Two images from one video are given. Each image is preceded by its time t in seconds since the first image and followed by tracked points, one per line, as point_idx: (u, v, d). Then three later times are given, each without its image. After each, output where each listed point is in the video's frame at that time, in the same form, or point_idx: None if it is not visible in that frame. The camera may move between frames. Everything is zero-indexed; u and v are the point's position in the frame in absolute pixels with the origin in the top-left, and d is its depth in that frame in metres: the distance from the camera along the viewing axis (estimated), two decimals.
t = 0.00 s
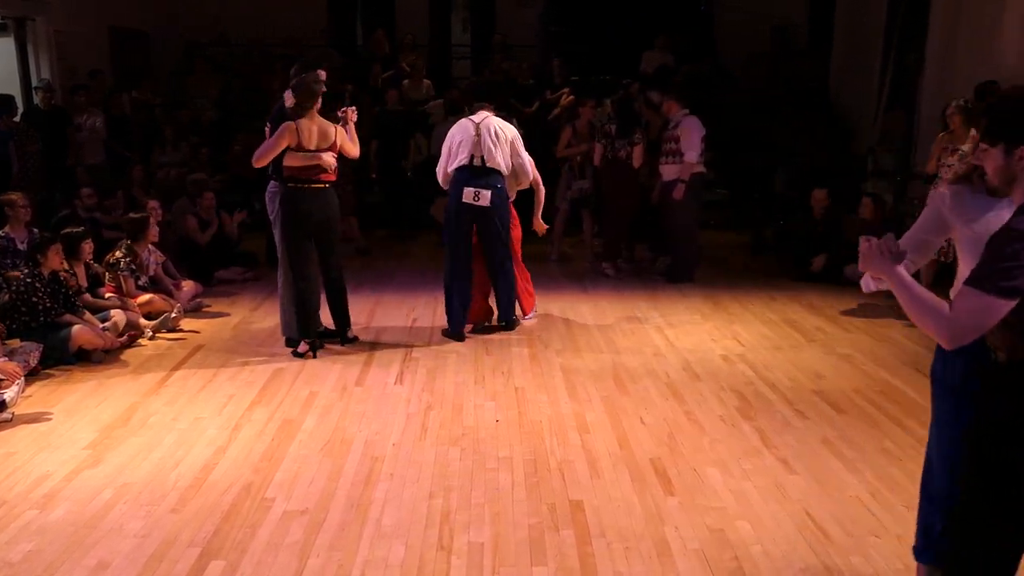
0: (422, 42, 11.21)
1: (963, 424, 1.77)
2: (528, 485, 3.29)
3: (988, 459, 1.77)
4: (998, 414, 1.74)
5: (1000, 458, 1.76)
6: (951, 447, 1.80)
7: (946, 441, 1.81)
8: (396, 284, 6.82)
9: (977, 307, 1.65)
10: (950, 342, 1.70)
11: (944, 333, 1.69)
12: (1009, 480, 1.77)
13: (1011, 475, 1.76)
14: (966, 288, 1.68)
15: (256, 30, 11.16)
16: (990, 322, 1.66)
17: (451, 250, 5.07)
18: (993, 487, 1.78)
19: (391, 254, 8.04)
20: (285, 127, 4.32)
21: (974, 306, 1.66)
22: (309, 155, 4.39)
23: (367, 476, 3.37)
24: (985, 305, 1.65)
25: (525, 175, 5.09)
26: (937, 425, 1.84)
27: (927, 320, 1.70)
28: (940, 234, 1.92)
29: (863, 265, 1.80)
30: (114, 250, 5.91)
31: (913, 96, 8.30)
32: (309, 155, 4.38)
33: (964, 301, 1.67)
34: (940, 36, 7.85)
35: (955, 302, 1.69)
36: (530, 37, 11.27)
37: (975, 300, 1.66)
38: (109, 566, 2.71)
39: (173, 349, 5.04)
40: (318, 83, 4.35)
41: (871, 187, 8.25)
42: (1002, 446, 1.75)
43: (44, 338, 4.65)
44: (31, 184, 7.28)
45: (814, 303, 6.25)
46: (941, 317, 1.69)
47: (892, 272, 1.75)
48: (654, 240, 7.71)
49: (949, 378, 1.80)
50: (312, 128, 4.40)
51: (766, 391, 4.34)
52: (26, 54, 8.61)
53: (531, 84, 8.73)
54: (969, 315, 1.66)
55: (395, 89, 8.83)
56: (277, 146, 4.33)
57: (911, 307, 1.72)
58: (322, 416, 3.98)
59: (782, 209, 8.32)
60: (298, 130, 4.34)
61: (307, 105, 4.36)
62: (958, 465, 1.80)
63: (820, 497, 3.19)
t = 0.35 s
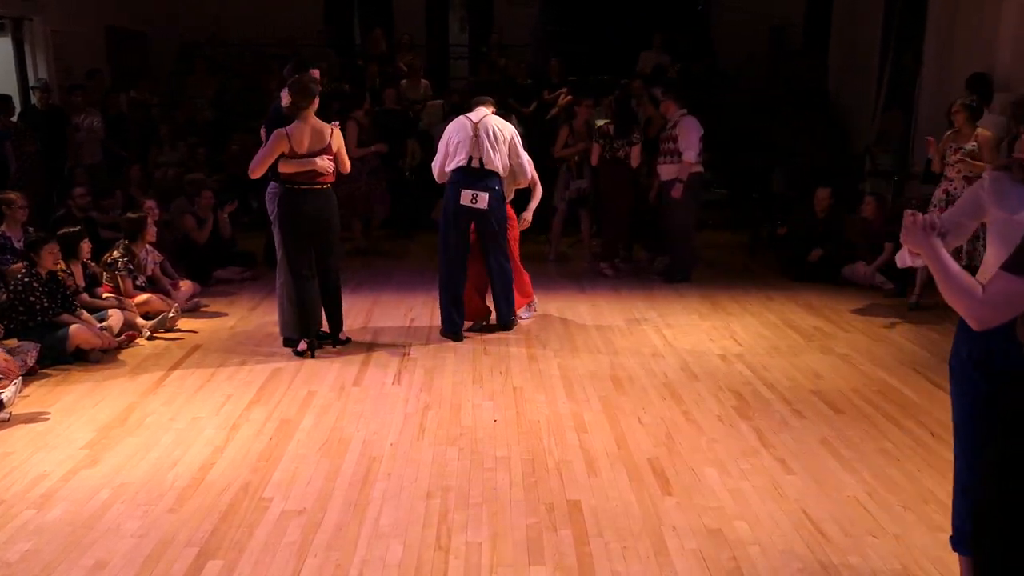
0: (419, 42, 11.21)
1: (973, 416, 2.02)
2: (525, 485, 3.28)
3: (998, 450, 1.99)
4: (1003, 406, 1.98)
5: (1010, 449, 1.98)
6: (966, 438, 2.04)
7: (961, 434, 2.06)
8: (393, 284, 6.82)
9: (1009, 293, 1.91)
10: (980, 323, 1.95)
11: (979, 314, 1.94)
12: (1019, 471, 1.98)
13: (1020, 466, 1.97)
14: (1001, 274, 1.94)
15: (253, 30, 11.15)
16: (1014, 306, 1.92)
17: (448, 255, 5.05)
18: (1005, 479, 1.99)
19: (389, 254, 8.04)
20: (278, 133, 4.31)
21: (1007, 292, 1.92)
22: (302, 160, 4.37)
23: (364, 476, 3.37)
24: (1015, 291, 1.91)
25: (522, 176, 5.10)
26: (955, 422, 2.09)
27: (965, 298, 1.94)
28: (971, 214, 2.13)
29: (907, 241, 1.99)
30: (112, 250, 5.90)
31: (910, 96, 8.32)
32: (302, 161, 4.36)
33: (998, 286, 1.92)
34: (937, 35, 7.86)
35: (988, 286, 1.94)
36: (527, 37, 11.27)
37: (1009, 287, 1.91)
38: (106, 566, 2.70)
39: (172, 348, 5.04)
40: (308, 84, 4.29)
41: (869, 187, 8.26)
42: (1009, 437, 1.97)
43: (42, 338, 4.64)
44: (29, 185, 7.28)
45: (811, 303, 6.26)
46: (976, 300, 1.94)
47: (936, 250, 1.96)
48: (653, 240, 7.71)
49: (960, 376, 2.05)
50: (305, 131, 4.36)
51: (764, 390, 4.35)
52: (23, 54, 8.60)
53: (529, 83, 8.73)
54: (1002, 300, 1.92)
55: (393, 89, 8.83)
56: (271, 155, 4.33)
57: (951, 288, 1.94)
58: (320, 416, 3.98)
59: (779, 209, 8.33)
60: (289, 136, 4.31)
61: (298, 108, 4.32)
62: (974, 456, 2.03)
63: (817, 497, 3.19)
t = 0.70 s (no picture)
0: (419, 42, 11.20)
1: (973, 417, 1.98)
2: (525, 485, 3.28)
3: (995, 453, 1.97)
4: (1005, 408, 1.95)
5: (1008, 453, 1.96)
6: (956, 440, 2.00)
7: (951, 434, 2.02)
8: (393, 284, 6.82)
9: None
10: (1004, 315, 1.91)
11: (1005, 304, 1.89)
12: (1015, 474, 1.98)
13: (1017, 469, 1.97)
14: None
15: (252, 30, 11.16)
16: None
17: (448, 254, 5.06)
18: (1001, 480, 1.99)
19: (389, 254, 8.05)
20: (275, 136, 4.32)
21: None
22: (298, 164, 4.36)
23: (364, 475, 3.37)
24: None
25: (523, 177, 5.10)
26: (944, 424, 2.06)
27: (989, 290, 1.92)
28: (988, 216, 2.15)
29: (930, 231, 1.99)
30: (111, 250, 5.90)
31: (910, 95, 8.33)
32: (297, 165, 4.35)
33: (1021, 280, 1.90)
34: (937, 35, 7.88)
35: (1014, 279, 1.92)
36: (526, 37, 11.28)
37: None
38: (106, 566, 2.70)
39: (172, 349, 5.04)
40: (312, 85, 4.29)
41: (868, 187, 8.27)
42: (1009, 441, 1.96)
43: (43, 337, 4.65)
44: (29, 185, 7.27)
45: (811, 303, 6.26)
46: (1003, 291, 1.90)
47: (960, 239, 1.96)
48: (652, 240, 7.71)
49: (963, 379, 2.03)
50: (301, 133, 4.34)
51: (763, 390, 4.35)
52: (22, 53, 8.60)
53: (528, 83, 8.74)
54: None
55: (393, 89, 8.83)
56: (269, 159, 4.34)
57: (977, 279, 1.93)
58: (319, 416, 3.97)
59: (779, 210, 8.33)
60: (286, 139, 4.32)
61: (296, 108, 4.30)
62: (967, 461, 1.99)
63: (817, 497, 3.19)
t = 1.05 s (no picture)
0: (417, 42, 11.21)
1: (972, 415, 1.98)
2: (524, 485, 3.28)
3: (995, 450, 1.97)
4: (1004, 405, 1.95)
5: (1007, 448, 1.96)
6: (955, 439, 2.00)
7: (950, 433, 2.02)
8: (390, 285, 6.81)
9: None
10: (1000, 309, 1.93)
11: (1001, 298, 1.91)
12: (1014, 469, 1.98)
13: (1016, 464, 1.98)
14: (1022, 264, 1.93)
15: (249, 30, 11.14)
16: None
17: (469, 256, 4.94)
18: (1000, 476, 1.99)
19: (387, 254, 8.05)
20: (273, 136, 4.31)
21: None
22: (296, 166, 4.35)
23: (362, 476, 3.37)
24: None
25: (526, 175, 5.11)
26: (942, 425, 2.06)
27: (986, 285, 1.93)
28: (987, 214, 2.15)
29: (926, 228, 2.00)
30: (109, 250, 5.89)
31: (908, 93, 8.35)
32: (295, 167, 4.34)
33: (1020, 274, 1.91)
34: (935, 34, 7.89)
35: (1011, 273, 1.93)
36: (524, 37, 11.29)
37: None
38: (103, 567, 2.70)
39: (169, 350, 5.03)
40: (311, 86, 4.28)
41: (866, 186, 8.27)
42: (1007, 437, 1.96)
43: (40, 338, 4.64)
44: (25, 185, 7.26)
45: (808, 302, 6.26)
46: (998, 285, 1.92)
47: (956, 234, 1.97)
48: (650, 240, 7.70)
49: (962, 379, 2.04)
50: (299, 133, 4.33)
51: (761, 390, 4.35)
52: (19, 53, 8.58)
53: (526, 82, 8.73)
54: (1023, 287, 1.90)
55: (391, 88, 8.83)
56: (266, 159, 4.33)
57: (973, 274, 1.95)
58: (317, 416, 3.97)
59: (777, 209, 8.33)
60: (283, 139, 4.31)
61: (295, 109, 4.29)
62: (966, 458, 1.99)
63: (816, 496, 3.19)
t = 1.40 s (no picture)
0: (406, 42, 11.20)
1: (960, 410, 2.00)
2: (514, 485, 3.28)
3: (982, 446, 1.98)
4: (991, 401, 1.96)
5: (994, 445, 1.98)
6: (943, 435, 2.02)
7: (939, 430, 2.03)
8: (379, 285, 6.80)
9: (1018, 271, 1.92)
10: (984, 304, 1.95)
11: (984, 293, 1.93)
12: (1003, 466, 1.99)
13: (1005, 461, 1.98)
14: (1004, 258, 1.96)
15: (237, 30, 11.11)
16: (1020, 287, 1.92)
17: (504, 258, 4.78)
18: (988, 473, 2.00)
19: (375, 255, 8.03)
20: (264, 135, 4.29)
21: (1014, 274, 1.92)
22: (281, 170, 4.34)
23: (351, 476, 3.36)
24: None
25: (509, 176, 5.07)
26: (931, 422, 2.08)
27: (973, 279, 1.95)
28: (971, 213, 2.15)
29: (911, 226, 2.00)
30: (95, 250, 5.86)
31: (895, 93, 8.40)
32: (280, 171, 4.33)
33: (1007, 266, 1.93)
34: (922, 34, 7.94)
35: (996, 268, 1.95)
36: (512, 37, 11.29)
37: (1015, 269, 1.93)
38: (91, 570, 2.68)
39: (156, 351, 5.01)
40: (314, 93, 4.27)
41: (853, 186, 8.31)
42: (994, 433, 1.97)
43: (27, 340, 4.61)
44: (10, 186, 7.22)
45: (796, 301, 6.28)
46: (983, 280, 1.94)
47: (939, 229, 1.97)
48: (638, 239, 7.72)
49: (950, 377, 2.06)
50: (291, 135, 4.31)
51: (750, 389, 4.36)
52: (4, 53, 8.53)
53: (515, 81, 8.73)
54: (1009, 281, 1.91)
55: (379, 88, 8.82)
56: (255, 157, 4.31)
57: (959, 271, 1.96)
58: (306, 417, 3.96)
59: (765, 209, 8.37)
60: (273, 141, 4.29)
61: (296, 113, 4.26)
62: (953, 455, 2.00)
63: (804, 495, 3.19)
